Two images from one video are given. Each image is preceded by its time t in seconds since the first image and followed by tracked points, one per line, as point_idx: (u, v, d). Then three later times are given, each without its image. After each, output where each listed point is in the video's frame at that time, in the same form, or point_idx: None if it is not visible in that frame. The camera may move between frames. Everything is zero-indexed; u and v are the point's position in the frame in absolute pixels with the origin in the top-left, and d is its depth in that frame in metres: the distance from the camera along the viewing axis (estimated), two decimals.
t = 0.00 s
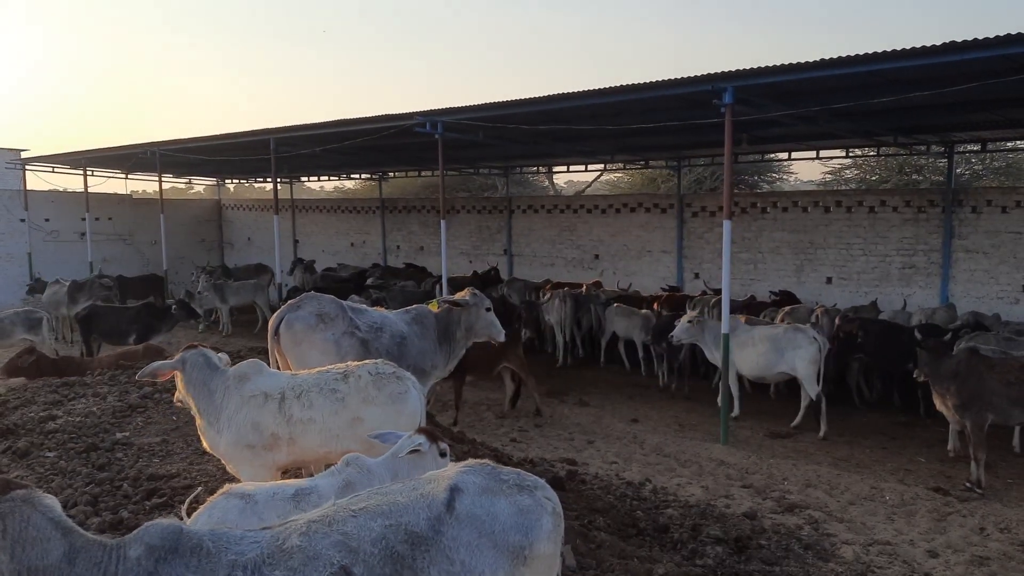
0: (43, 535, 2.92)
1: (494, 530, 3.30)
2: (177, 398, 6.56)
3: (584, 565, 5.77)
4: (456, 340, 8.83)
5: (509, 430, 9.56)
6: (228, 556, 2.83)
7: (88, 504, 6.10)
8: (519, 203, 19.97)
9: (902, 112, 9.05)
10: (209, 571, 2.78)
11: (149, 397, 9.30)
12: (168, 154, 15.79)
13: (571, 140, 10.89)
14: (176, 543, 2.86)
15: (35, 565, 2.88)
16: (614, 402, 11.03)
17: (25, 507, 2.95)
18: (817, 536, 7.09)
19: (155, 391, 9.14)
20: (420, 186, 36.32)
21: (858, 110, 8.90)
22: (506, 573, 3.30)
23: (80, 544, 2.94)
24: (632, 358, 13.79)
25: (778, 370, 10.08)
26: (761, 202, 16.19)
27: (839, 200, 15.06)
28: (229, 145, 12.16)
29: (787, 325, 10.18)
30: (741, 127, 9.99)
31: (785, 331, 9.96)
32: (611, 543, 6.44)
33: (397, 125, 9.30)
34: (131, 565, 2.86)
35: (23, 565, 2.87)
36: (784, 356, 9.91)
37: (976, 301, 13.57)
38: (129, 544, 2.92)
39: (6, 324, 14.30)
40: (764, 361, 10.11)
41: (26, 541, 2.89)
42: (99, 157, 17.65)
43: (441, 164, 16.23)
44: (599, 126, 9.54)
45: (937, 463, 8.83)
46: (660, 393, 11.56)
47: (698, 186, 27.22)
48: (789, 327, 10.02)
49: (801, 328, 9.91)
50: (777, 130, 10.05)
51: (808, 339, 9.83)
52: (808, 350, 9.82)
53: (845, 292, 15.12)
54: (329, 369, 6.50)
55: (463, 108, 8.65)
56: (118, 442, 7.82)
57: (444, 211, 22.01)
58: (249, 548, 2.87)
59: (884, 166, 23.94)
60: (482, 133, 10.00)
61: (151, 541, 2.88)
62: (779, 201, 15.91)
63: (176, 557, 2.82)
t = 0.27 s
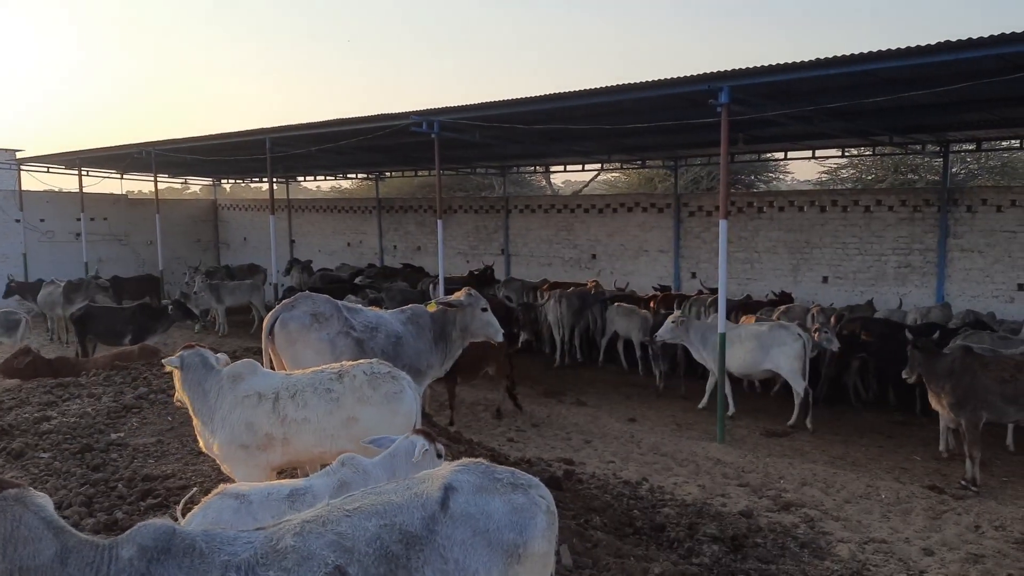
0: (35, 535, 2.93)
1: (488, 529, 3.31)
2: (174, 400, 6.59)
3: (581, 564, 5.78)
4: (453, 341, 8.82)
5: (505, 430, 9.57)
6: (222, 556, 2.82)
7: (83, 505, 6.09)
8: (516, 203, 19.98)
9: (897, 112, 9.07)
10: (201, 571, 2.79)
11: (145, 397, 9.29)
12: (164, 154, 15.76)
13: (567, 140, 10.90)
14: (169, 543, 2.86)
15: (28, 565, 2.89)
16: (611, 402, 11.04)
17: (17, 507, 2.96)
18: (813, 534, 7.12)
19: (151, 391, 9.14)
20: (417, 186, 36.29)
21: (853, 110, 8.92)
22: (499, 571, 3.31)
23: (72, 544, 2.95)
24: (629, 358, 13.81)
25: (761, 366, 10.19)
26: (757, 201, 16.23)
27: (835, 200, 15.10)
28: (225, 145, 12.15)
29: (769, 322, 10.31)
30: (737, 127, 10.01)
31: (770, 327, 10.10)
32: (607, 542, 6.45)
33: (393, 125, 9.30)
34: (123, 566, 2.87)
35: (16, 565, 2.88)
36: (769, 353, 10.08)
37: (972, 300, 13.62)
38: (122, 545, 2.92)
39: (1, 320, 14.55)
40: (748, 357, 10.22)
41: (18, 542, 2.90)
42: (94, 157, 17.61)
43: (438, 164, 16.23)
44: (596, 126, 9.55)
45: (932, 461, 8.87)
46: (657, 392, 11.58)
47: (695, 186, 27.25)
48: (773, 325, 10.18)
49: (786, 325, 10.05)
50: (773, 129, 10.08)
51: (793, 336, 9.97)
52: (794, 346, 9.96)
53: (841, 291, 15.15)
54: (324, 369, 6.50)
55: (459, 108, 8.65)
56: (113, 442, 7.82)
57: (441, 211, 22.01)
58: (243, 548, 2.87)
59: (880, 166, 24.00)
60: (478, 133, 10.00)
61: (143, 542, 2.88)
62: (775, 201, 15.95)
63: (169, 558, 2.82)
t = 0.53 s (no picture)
0: (25, 537, 2.92)
1: (480, 529, 3.31)
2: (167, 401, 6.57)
3: (573, 564, 5.78)
4: (445, 341, 8.81)
5: (499, 429, 9.57)
6: (213, 556, 2.82)
7: (75, 506, 6.07)
8: (509, 203, 19.97)
9: (889, 111, 9.10)
10: (193, 571, 2.78)
11: (137, 397, 9.26)
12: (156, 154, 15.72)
13: (560, 140, 10.91)
14: (160, 544, 2.85)
15: (19, 567, 2.88)
16: (605, 401, 11.05)
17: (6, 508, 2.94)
18: (805, 533, 7.13)
19: (143, 391, 9.11)
20: (410, 186, 36.27)
21: (845, 109, 8.95)
22: (491, 571, 3.31)
23: (63, 545, 2.93)
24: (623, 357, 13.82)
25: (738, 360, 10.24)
26: (750, 200, 16.25)
27: (827, 199, 15.14)
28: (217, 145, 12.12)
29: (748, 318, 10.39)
30: (730, 126, 10.03)
31: (749, 324, 10.18)
32: (600, 542, 6.45)
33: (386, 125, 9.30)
34: (114, 567, 2.86)
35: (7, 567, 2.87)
36: (748, 347, 10.13)
37: (963, 299, 13.67)
38: (113, 546, 2.91)
39: None
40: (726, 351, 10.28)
41: (9, 544, 2.88)
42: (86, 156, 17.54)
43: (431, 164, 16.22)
44: (589, 125, 9.56)
45: (924, 460, 8.90)
46: (650, 391, 11.59)
47: (688, 185, 27.29)
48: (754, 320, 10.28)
49: (766, 322, 10.16)
50: (765, 129, 10.11)
51: (772, 333, 10.10)
52: (772, 343, 10.10)
53: (833, 290, 15.19)
54: (317, 368, 6.49)
55: (452, 107, 8.65)
56: (105, 443, 7.79)
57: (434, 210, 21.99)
58: (234, 549, 2.87)
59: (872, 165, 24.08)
60: (471, 132, 10.00)
61: (134, 543, 2.88)
62: (768, 200, 15.98)
63: (160, 559, 2.81)
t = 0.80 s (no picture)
0: (25, 538, 2.87)
1: (478, 528, 3.29)
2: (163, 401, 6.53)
3: (568, 562, 5.77)
4: (439, 341, 8.79)
5: (494, 429, 9.56)
6: (212, 557, 2.80)
7: (69, 507, 6.03)
8: (503, 203, 19.97)
9: (883, 109, 9.11)
10: (193, 572, 2.75)
11: (131, 398, 9.22)
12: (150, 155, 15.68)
13: (554, 138, 10.91)
14: (160, 545, 2.82)
15: (19, 569, 2.83)
16: (600, 401, 11.04)
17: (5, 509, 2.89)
18: (801, 531, 7.12)
19: (137, 392, 9.08)
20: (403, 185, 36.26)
21: (840, 108, 8.95)
22: (490, 570, 3.29)
23: (63, 546, 2.89)
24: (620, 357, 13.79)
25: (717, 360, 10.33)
26: (744, 199, 16.26)
27: (821, 197, 15.16)
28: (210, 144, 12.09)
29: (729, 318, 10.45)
30: (724, 125, 10.03)
31: (728, 324, 10.24)
32: (595, 540, 6.44)
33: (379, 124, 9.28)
34: (114, 568, 2.82)
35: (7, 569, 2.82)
36: (726, 346, 10.19)
37: (957, 297, 13.70)
38: (113, 547, 2.88)
39: None
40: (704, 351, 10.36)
41: (8, 545, 2.83)
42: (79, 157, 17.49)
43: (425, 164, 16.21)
44: (583, 124, 9.56)
45: (920, 459, 8.89)
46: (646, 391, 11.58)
47: (681, 184, 27.32)
48: (733, 319, 10.35)
49: (745, 321, 10.21)
50: (759, 127, 10.11)
51: (751, 332, 10.15)
52: (750, 342, 10.14)
53: (827, 289, 15.20)
54: (313, 368, 6.47)
55: (446, 106, 8.65)
56: (99, 444, 7.76)
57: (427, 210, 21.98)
58: (233, 550, 2.84)
59: (864, 163, 24.14)
60: (464, 132, 10.00)
61: (134, 544, 2.84)
62: (761, 199, 15.99)
63: (160, 559, 2.79)
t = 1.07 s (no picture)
0: (23, 538, 2.85)
1: (478, 525, 3.28)
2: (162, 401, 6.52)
3: (569, 561, 5.76)
4: (438, 341, 8.79)
5: (493, 428, 9.56)
6: (212, 556, 2.79)
7: (69, 507, 6.02)
8: (502, 202, 19.96)
9: (882, 107, 9.11)
10: (193, 570, 2.75)
11: (130, 398, 9.21)
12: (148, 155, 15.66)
13: (553, 137, 10.91)
14: (158, 544, 2.82)
15: (18, 569, 2.81)
16: (599, 399, 11.04)
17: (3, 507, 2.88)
18: (801, 529, 7.12)
19: (136, 392, 9.07)
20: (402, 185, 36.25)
21: (838, 105, 8.96)
22: (490, 568, 3.28)
23: (61, 546, 2.87)
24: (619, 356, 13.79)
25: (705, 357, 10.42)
26: (742, 198, 16.26)
27: (820, 196, 15.16)
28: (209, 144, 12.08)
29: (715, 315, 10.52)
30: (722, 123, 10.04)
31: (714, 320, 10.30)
32: (596, 539, 6.43)
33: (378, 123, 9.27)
34: (113, 567, 2.81)
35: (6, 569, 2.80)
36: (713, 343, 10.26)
37: (956, 294, 13.72)
38: (112, 546, 2.87)
39: None
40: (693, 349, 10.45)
41: (7, 545, 2.81)
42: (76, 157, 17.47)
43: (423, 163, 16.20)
44: (582, 123, 9.56)
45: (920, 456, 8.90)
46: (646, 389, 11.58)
47: (680, 183, 27.32)
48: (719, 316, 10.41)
49: (730, 317, 10.27)
50: (758, 126, 10.11)
51: (737, 328, 10.20)
52: (737, 338, 10.19)
53: (826, 287, 15.20)
54: (313, 368, 6.46)
55: (445, 105, 8.64)
56: (99, 444, 7.75)
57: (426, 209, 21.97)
58: (233, 548, 2.84)
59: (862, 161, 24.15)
60: (464, 131, 9.99)
61: (133, 543, 2.83)
62: (760, 197, 15.98)
63: (159, 558, 2.78)
